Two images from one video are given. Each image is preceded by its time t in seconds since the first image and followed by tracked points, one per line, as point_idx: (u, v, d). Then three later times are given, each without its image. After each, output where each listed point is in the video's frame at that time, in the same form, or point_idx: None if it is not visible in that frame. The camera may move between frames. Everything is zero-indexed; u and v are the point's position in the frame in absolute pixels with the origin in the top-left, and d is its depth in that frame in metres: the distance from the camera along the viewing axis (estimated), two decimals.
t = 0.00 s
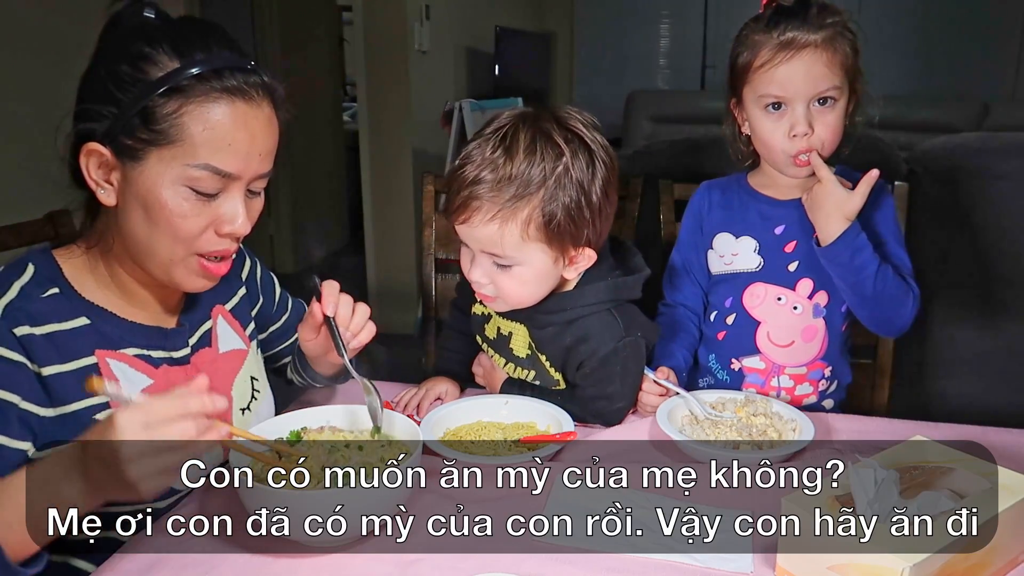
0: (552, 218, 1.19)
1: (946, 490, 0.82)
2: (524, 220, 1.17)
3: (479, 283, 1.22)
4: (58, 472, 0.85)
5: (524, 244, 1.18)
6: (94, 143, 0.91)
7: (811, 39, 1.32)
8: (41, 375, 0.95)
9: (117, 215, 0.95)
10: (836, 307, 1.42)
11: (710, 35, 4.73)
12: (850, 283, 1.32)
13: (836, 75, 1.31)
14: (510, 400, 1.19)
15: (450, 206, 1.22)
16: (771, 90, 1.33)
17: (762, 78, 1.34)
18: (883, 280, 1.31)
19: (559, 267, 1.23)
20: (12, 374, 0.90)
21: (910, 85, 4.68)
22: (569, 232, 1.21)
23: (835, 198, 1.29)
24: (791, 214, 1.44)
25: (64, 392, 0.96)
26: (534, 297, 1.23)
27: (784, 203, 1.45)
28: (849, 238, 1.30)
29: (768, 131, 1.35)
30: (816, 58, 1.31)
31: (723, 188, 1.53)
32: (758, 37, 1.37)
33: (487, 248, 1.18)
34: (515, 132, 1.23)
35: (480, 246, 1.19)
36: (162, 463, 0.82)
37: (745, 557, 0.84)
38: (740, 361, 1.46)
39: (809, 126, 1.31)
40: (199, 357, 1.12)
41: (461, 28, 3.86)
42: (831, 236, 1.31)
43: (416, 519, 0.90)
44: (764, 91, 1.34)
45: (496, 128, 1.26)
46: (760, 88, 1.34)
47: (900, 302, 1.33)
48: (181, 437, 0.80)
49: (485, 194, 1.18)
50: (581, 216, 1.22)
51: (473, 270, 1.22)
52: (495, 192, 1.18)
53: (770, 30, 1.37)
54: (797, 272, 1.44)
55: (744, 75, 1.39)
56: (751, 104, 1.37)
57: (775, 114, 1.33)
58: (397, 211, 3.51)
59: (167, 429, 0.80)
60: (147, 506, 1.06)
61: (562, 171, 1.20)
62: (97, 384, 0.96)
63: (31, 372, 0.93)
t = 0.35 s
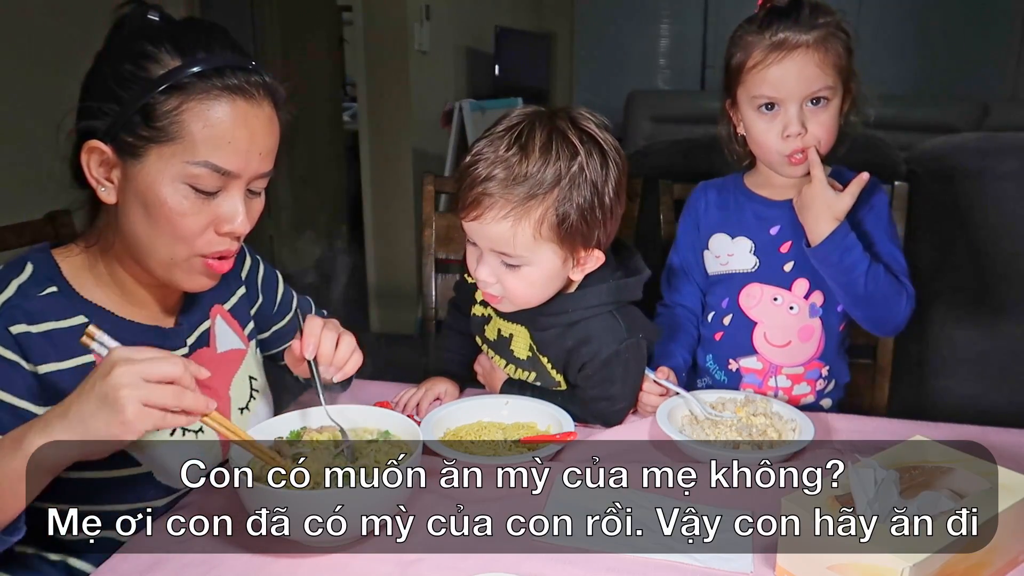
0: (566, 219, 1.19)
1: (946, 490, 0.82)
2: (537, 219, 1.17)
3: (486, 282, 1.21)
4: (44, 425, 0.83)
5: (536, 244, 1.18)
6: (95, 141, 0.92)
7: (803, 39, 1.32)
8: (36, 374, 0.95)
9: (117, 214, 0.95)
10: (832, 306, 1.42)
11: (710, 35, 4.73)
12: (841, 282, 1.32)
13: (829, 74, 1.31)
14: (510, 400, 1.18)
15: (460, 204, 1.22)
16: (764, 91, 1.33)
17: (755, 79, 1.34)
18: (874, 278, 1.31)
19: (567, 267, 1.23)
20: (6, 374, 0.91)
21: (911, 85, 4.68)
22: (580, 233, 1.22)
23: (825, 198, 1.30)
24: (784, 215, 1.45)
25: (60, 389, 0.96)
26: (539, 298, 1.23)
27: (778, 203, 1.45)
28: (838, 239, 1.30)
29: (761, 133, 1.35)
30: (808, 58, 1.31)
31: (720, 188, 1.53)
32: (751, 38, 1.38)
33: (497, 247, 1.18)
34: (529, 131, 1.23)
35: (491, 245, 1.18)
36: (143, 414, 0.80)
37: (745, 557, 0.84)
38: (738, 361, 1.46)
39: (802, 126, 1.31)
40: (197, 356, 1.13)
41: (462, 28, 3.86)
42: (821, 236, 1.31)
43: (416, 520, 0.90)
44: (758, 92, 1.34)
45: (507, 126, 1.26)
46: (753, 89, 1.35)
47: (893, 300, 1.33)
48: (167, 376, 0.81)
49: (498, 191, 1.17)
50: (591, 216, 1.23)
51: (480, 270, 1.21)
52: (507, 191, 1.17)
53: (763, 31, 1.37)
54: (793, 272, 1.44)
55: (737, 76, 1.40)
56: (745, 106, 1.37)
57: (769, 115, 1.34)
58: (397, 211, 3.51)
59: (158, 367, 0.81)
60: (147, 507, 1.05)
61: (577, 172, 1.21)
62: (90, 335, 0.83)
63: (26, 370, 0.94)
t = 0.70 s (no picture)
0: (561, 222, 1.19)
1: (945, 490, 0.82)
2: (532, 222, 1.17)
3: (484, 284, 1.21)
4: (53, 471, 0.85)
5: (532, 247, 1.18)
6: (91, 137, 0.91)
7: (798, 40, 1.32)
8: (31, 370, 0.94)
9: (112, 209, 0.95)
10: (831, 305, 1.42)
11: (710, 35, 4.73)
12: (837, 279, 1.32)
13: (825, 75, 1.31)
14: (510, 400, 1.18)
15: (456, 206, 1.21)
16: (761, 91, 1.33)
17: (752, 80, 1.34)
18: (870, 275, 1.31)
19: (565, 271, 1.23)
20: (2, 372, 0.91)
21: (911, 84, 4.68)
22: (576, 235, 1.21)
23: (821, 193, 1.30)
24: (783, 214, 1.45)
25: (55, 386, 0.95)
26: (539, 300, 1.24)
27: (776, 203, 1.45)
28: (832, 233, 1.30)
29: (760, 134, 1.35)
30: (804, 59, 1.31)
31: (718, 188, 1.53)
32: (745, 40, 1.38)
33: (494, 250, 1.18)
34: (526, 131, 1.24)
35: (487, 247, 1.19)
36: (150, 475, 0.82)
37: (746, 557, 0.84)
38: (737, 361, 1.46)
39: (800, 126, 1.31)
40: (191, 351, 1.12)
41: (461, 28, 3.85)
42: (814, 230, 1.31)
43: (416, 520, 0.90)
44: (754, 93, 1.34)
45: (503, 129, 1.26)
46: (750, 90, 1.35)
47: (889, 297, 1.32)
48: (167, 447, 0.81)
49: (493, 195, 1.17)
50: (589, 219, 1.23)
51: (477, 272, 1.22)
52: (503, 193, 1.17)
53: (757, 33, 1.37)
54: (791, 271, 1.44)
55: (734, 77, 1.39)
56: (743, 107, 1.37)
57: (766, 116, 1.34)
58: (397, 211, 3.51)
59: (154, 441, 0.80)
60: (148, 507, 1.06)
61: (572, 174, 1.20)
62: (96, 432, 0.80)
63: (21, 367, 0.93)
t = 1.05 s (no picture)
0: (567, 209, 1.19)
1: (946, 490, 0.82)
2: (539, 209, 1.17)
3: (493, 273, 1.21)
4: (77, 414, 0.83)
5: (540, 232, 1.18)
6: (68, 137, 0.92)
7: (804, 42, 1.32)
8: (22, 362, 0.95)
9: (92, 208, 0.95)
10: (829, 304, 1.42)
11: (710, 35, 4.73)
12: (837, 271, 1.32)
13: (827, 76, 1.31)
14: (509, 400, 1.18)
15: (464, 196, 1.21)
16: (765, 93, 1.33)
17: (755, 81, 1.34)
18: (868, 268, 1.30)
19: (571, 257, 1.23)
20: None
21: (911, 85, 4.68)
22: (581, 221, 1.21)
23: (823, 185, 1.30)
24: (782, 214, 1.45)
25: (47, 377, 0.96)
26: (543, 290, 1.24)
27: (775, 203, 1.45)
28: (835, 224, 1.30)
29: (761, 134, 1.35)
30: (809, 61, 1.31)
31: (716, 188, 1.53)
32: (750, 41, 1.37)
33: (502, 237, 1.18)
34: (529, 124, 1.24)
35: (496, 234, 1.18)
36: (177, 415, 0.81)
37: (746, 557, 0.83)
38: (735, 360, 1.46)
39: (804, 128, 1.31)
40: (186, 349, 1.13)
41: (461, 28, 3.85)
42: (816, 221, 1.31)
43: (416, 520, 0.90)
44: (759, 95, 1.34)
45: (507, 123, 1.26)
46: (754, 92, 1.34)
47: (885, 293, 1.31)
48: (200, 380, 0.81)
49: (500, 184, 1.17)
50: (594, 205, 1.23)
51: (486, 261, 1.21)
52: (509, 182, 1.17)
53: (763, 34, 1.37)
54: (789, 270, 1.44)
55: (736, 78, 1.39)
56: (744, 107, 1.37)
57: (770, 117, 1.34)
58: (397, 211, 3.51)
59: (192, 367, 0.81)
60: (147, 507, 1.06)
61: (577, 163, 1.21)
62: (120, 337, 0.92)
63: (13, 358, 0.94)
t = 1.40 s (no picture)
0: (570, 211, 1.19)
1: (945, 489, 0.82)
2: (542, 213, 1.17)
3: (497, 278, 1.21)
4: (60, 404, 0.81)
5: (543, 237, 1.18)
6: (56, 141, 0.91)
7: (801, 39, 1.32)
8: (22, 366, 0.94)
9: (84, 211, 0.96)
10: (828, 304, 1.42)
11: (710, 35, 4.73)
12: (832, 272, 1.32)
13: (824, 74, 1.31)
14: (510, 400, 1.18)
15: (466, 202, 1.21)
16: (763, 91, 1.33)
17: (753, 80, 1.34)
18: (863, 269, 1.30)
19: (575, 258, 1.23)
20: None
21: (911, 85, 4.69)
22: (584, 223, 1.21)
23: (823, 187, 1.30)
24: (782, 213, 1.45)
25: (46, 381, 0.95)
26: (550, 291, 1.24)
27: (775, 203, 1.45)
28: (830, 226, 1.30)
29: (761, 133, 1.35)
30: (806, 58, 1.31)
31: (716, 188, 1.53)
32: (747, 40, 1.37)
33: (505, 243, 1.18)
34: (529, 128, 1.24)
35: (499, 239, 1.18)
36: (158, 398, 0.79)
37: (745, 557, 0.84)
38: (734, 359, 1.46)
39: (801, 126, 1.31)
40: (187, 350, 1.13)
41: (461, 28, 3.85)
42: (812, 222, 1.31)
43: (416, 519, 0.90)
44: (757, 92, 1.34)
45: (505, 127, 1.26)
46: (753, 90, 1.34)
47: (881, 294, 1.31)
48: (180, 357, 0.80)
49: (500, 189, 1.17)
50: (597, 205, 1.23)
51: (490, 266, 1.21)
52: (509, 187, 1.18)
53: (760, 33, 1.37)
54: (788, 269, 1.44)
55: (734, 78, 1.40)
56: (743, 106, 1.37)
57: (769, 115, 1.34)
58: (397, 211, 3.51)
59: (170, 343, 0.80)
60: (147, 507, 1.06)
61: (578, 164, 1.21)
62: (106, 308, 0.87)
63: (12, 361, 0.93)
